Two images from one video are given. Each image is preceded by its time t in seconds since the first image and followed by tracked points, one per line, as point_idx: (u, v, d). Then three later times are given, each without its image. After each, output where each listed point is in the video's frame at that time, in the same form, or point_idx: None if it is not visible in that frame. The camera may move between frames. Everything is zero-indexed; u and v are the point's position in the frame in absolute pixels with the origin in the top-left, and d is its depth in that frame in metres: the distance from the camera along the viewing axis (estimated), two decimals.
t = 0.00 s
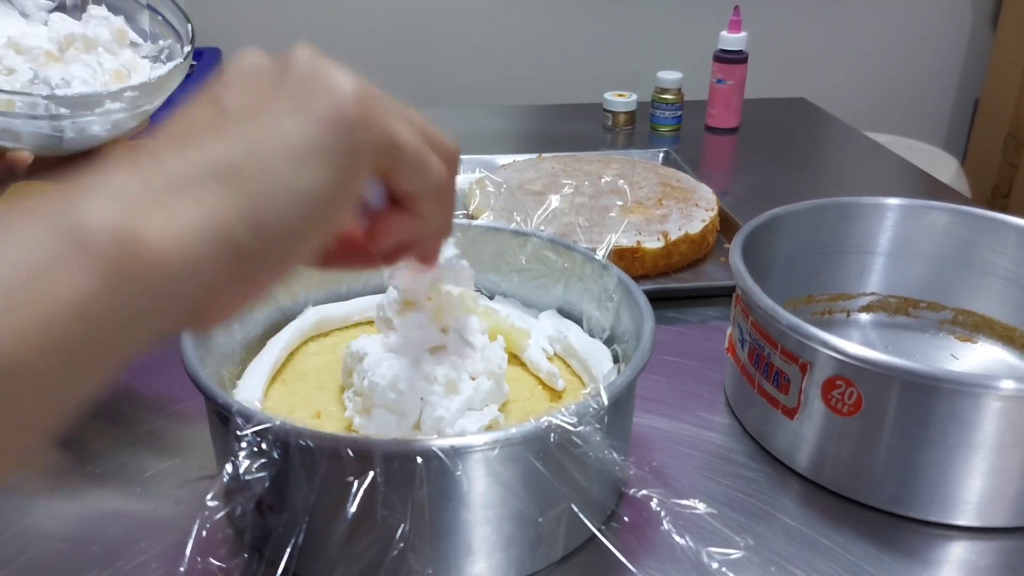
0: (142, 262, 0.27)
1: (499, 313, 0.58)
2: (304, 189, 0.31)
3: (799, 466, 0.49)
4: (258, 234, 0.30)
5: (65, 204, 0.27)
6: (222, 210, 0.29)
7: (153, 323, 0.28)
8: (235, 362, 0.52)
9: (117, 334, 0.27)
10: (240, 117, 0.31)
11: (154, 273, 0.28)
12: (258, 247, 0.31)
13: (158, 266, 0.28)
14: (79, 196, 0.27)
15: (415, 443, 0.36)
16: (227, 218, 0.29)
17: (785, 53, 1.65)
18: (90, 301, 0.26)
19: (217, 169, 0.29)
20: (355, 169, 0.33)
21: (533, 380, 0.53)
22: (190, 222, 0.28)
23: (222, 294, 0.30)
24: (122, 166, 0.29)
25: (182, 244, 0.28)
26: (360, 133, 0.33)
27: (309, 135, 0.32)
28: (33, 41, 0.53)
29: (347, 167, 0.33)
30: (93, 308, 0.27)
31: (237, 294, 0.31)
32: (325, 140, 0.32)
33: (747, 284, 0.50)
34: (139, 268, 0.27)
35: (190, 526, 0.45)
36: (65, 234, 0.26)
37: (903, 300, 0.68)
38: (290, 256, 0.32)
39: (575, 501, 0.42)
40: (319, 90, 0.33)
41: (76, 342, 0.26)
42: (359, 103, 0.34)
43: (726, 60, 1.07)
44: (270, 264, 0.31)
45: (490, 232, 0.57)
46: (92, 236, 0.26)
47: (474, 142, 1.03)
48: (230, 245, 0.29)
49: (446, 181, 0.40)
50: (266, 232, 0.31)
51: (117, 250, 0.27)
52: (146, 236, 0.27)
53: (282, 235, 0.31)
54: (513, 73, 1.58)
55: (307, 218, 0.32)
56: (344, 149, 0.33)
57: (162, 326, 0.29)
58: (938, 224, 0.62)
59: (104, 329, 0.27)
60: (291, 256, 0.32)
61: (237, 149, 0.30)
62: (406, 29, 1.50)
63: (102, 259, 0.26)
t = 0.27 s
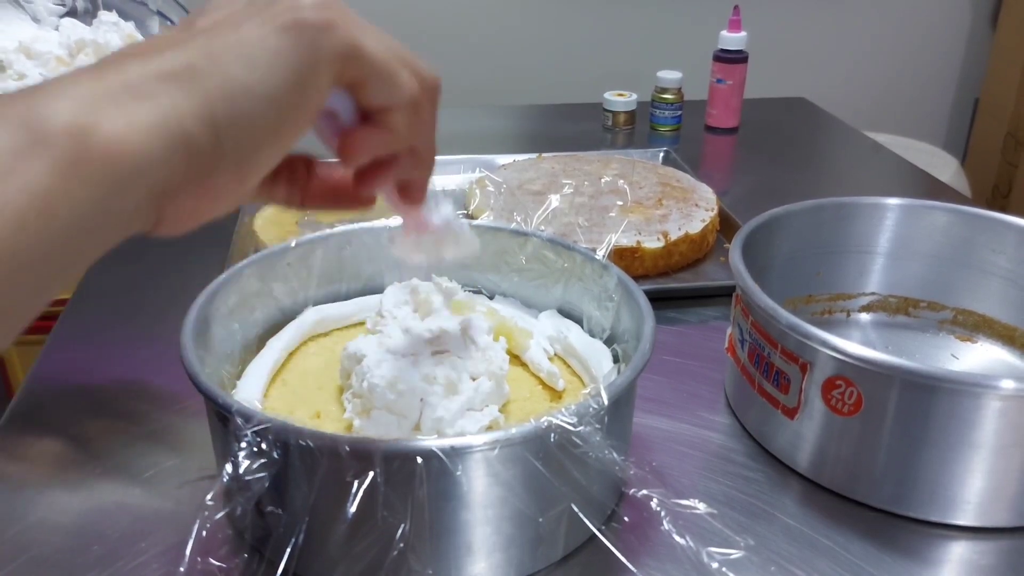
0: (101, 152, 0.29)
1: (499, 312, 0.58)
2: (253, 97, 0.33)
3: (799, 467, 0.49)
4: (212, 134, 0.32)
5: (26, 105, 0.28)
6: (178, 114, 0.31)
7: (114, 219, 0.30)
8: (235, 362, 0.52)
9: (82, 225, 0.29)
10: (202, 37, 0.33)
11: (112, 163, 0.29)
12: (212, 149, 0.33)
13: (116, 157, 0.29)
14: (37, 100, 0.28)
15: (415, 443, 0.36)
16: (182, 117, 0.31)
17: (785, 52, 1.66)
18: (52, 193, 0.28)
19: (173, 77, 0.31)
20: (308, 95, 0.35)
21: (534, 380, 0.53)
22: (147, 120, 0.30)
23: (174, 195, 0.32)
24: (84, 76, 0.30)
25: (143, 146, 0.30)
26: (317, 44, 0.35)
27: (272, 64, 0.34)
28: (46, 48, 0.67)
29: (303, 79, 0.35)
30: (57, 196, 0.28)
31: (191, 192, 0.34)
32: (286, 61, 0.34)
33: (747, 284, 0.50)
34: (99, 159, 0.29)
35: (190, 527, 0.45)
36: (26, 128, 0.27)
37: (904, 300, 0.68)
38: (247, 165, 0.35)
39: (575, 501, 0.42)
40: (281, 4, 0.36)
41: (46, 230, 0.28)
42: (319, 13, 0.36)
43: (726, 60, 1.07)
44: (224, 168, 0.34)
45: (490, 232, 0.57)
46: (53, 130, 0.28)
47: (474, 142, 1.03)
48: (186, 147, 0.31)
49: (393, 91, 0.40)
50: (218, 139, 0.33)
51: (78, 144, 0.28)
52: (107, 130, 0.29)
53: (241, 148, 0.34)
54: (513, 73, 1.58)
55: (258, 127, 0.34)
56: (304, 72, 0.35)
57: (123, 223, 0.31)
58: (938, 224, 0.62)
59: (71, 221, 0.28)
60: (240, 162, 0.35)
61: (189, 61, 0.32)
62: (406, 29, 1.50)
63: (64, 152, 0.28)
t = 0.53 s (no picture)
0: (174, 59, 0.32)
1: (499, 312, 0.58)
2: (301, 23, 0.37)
3: (799, 466, 0.49)
4: (267, 53, 0.36)
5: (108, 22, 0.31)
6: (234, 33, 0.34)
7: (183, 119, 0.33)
8: (235, 362, 0.52)
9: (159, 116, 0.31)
10: None
11: (183, 67, 0.32)
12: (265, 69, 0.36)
13: (185, 63, 0.32)
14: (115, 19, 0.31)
15: (414, 443, 0.36)
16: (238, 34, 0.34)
17: (785, 53, 1.66)
18: (137, 84, 0.30)
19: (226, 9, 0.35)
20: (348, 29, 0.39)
21: (534, 380, 0.53)
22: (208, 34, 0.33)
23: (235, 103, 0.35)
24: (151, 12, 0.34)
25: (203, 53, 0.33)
26: None
27: None
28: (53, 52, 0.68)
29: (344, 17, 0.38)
30: (143, 86, 0.30)
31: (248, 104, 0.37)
32: None
33: (747, 284, 0.50)
34: (172, 64, 0.32)
35: (190, 526, 0.45)
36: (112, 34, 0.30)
37: (904, 300, 0.68)
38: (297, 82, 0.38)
39: (575, 501, 0.42)
40: None
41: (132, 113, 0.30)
42: None
43: (726, 60, 1.07)
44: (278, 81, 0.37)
45: (491, 231, 0.57)
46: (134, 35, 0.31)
47: (475, 142, 1.03)
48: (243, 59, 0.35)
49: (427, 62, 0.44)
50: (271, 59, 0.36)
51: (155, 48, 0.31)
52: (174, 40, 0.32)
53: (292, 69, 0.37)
54: (513, 73, 1.58)
55: (306, 55, 0.37)
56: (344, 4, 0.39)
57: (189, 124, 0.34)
58: (938, 224, 0.62)
59: (148, 109, 0.31)
60: (294, 83, 0.38)
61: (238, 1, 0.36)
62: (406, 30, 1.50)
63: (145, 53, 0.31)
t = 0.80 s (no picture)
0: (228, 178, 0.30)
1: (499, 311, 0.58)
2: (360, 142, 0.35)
3: (799, 466, 0.49)
4: (325, 167, 0.33)
5: (163, 130, 0.29)
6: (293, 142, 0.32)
7: (230, 229, 0.31)
8: (235, 362, 0.52)
9: (203, 234, 0.29)
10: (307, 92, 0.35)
11: (238, 180, 0.30)
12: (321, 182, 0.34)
13: (241, 180, 0.30)
14: (173, 126, 0.30)
15: (414, 443, 0.36)
16: (299, 149, 0.32)
17: (784, 52, 1.65)
18: (185, 198, 0.28)
19: (290, 120, 0.33)
20: (400, 132, 0.37)
21: (534, 380, 0.53)
22: (267, 152, 0.31)
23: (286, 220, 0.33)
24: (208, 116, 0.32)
25: (261, 168, 0.31)
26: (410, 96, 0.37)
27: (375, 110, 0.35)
28: (54, 53, 0.66)
29: (397, 130, 0.36)
30: (190, 202, 0.29)
31: (299, 220, 0.34)
32: (388, 104, 0.36)
33: (747, 284, 0.50)
34: (226, 180, 0.30)
35: (190, 526, 0.45)
36: (165, 145, 0.29)
37: (903, 300, 0.68)
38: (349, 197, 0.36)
39: (575, 501, 0.42)
40: (372, 65, 0.37)
41: (175, 228, 0.28)
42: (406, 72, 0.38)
43: (726, 59, 1.07)
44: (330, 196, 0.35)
45: (490, 231, 0.57)
46: (191, 148, 0.29)
47: (474, 142, 1.03)
48: (302, 172, 0.33)
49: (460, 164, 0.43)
50: (329, 171, 0.34)
51: (211, 163, 0.29)
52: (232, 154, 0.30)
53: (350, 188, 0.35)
54: (513, 73, 1.58)
55: (359, 168, 0.35)
56: (401, 115, 0.37)
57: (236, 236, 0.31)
58: (938, 224, 0.62)
59: (195, 226, 0.29)
60: (344, 200, 0.36)
61: (298, 105, 0.34)
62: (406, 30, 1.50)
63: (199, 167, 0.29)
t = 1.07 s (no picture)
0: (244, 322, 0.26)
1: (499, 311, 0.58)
2: (405, 268, 0.30)
3: (799, 466, 0.49)
4: (358, 304, 0.29)
5: (178, 252, 0.25)
6: (328, 273, 0.28)
7: (239, 372, 0.27)
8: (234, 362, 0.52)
9: (206, 377, 0.25)
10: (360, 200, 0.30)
11: (263, 323, 0.26)
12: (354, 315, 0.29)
13: (266, 321, 0.26)
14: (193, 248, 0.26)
15: (414, 443, 0.36)
16: (332, 286, 0.28)
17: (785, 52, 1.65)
18: (190, 355, 0.25)
19: (331, 235, 0.28)
20: (461, 255, 0.32)
21: (536, 378, 0.53)
22: (296, 288, 0.27)
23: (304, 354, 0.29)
24: (238, 221, 0.28)
25: (284, 310, 0.27)
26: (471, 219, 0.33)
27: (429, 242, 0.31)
28: (44, 42, 0.56)
29: (447, 257, 0.32)
30: (196, 361, 0.25)
31: (328, 348, 0.30)
32: (443, 235, 0.31)
33: (747, 284, 0.50)
34: (247, 318, 0.26)
35: (189, 527, 0.45)
36: (181, 277, 0.25)
37: (904, 300, 0.68)
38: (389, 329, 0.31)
39: (575, 501, 0.42)
40: (434, 182, 0.33)
41: (171, 389, 0.25)
42: (474, 197, 0.33)
43: (726, 59, 1.07)
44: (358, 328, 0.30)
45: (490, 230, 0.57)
46: (207, 287, 0.25)
47: (474, 142, 1.03)
48: (332, 304, 0.28)
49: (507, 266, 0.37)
50: (362, 308, 0.29)
51: (225, 312, 0.25)
52: (248, 298, 0.26)
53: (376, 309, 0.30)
54: (513, 73, 1.58)
55: (404, 297, 0.31)
56: (457, 246, 0.32)
57: (251, 370, 0.27)
58: (938, 224, 0.62)
59: (197, 381, 0.25)
60: (381, 330, 0.31)
61: (349, 220, 0.29)
62: (406, 30, 1.50)
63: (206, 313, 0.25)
